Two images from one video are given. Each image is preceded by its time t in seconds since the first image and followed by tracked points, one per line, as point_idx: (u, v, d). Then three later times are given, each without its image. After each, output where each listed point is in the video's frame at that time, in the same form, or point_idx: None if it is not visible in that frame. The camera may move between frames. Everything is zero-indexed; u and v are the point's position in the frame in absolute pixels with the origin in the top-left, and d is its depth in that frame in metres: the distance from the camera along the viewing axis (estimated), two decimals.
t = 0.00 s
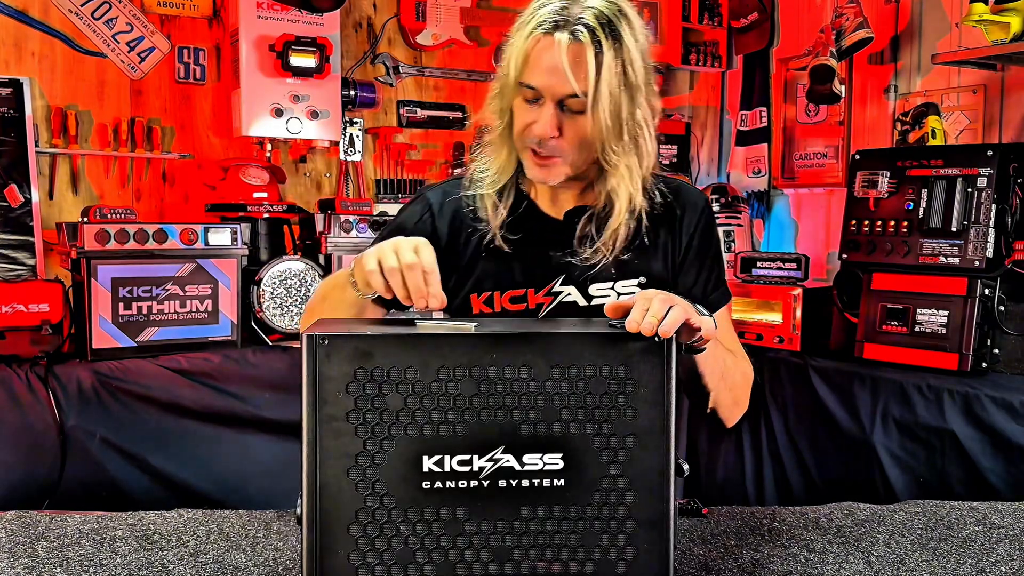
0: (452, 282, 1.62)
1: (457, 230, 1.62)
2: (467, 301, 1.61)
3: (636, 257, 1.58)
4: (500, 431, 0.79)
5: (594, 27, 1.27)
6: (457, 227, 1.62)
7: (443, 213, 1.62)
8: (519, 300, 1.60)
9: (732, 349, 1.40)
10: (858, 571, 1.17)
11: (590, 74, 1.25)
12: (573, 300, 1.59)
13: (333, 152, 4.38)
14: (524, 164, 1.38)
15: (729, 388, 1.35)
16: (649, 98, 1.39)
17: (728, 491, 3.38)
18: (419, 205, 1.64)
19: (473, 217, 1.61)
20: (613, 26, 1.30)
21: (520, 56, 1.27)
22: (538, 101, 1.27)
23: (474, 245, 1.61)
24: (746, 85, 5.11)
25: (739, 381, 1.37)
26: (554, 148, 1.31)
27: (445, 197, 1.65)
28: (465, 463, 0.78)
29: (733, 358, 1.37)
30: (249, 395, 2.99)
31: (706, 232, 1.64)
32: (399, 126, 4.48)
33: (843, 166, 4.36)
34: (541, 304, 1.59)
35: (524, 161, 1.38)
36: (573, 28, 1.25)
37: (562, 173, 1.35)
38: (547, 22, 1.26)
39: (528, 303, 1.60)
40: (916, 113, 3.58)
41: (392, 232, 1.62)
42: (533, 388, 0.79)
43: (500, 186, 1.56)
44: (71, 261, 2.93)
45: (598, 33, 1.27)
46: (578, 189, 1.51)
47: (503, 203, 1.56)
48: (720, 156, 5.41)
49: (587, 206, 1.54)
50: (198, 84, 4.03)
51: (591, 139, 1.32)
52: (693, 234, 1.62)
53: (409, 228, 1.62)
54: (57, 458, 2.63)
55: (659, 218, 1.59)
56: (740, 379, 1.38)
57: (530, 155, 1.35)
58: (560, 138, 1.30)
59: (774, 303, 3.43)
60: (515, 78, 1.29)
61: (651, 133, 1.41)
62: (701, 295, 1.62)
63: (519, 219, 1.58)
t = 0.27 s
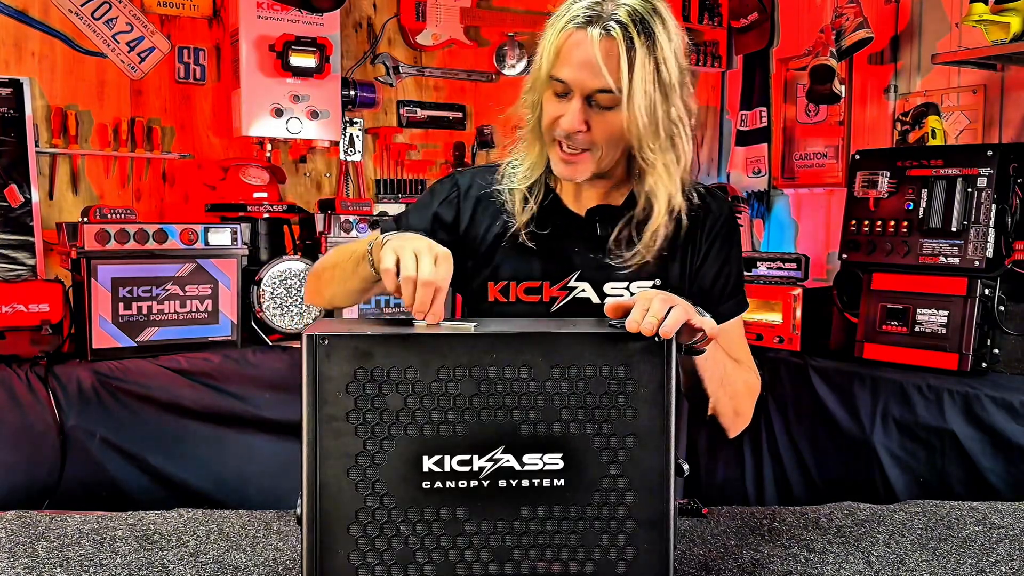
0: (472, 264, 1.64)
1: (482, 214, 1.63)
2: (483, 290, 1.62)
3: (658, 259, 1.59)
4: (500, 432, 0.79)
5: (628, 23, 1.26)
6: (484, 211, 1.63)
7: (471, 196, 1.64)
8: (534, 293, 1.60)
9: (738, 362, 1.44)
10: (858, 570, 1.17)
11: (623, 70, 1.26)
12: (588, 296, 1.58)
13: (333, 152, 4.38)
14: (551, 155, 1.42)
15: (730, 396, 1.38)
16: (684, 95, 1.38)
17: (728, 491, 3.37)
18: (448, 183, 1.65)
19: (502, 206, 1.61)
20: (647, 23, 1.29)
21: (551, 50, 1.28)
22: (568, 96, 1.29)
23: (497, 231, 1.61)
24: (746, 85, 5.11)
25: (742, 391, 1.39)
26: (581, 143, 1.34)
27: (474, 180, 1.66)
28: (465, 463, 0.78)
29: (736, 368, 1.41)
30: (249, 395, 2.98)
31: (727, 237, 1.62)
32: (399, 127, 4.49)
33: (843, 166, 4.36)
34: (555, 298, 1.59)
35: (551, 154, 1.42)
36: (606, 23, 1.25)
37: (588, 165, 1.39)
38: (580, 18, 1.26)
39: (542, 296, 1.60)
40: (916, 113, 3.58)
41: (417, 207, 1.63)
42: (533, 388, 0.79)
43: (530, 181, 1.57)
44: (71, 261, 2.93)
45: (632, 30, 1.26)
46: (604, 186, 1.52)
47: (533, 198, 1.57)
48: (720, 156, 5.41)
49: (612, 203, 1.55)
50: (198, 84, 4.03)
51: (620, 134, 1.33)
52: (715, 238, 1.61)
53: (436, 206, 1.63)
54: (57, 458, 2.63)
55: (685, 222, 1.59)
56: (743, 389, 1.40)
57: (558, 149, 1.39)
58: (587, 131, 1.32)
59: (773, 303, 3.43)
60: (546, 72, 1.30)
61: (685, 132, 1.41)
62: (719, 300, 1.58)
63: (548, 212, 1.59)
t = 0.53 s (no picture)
0: (467, 265, 1.61)
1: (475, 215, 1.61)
2: (480, 292, 1.60)
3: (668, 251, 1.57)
4: (500, 431, 0.79)
5: None
6: (476, 212, 1.62)
7: (462, 199, 1.63)
8: (532, 294, 1.58)
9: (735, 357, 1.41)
10: (858, 571, 1.17)
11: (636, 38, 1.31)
12: (587, 295, 1.56)
13: (333, 152, 4.38)
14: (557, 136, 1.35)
15: (733, 392, 1.35)
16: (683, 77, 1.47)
17: (728, 491, 3.37)
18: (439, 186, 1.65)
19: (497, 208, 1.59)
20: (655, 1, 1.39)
21: (561, 23, 1.32)
22: (580, 64, 1.30)
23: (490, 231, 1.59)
24: (746, 85, 5.11)
25: (743, 385, 1.37)
26: (594, 113, 1.29)
27: (466, 181, 1.65)
28: (465, 462, 0.78)
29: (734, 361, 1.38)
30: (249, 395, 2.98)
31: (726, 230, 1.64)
32: (399, 126, 4.49)
33: (843, 166, 4.36)
34: (554, 299, 1.57)
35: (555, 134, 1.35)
36: None
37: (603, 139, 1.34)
38: None
39: (540, 297, 1.58)
40: (915, 113, 3.58)
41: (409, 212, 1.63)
42: (533, 388, 0.79)
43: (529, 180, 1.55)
44: (71, 261, 2.93)
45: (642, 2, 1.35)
46: (603, 182, 1.49)
47: (531, 203, 1.55)
48: (720, 156, 5.41)
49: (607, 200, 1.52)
50: (198, 84, 4.03)
51: (631, 105, 1.34)
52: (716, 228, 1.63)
53: (426, 208, 1.63)
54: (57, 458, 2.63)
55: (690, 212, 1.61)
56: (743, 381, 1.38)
57: (564, 125, 1.32)
58: (602, 100, 1.29)
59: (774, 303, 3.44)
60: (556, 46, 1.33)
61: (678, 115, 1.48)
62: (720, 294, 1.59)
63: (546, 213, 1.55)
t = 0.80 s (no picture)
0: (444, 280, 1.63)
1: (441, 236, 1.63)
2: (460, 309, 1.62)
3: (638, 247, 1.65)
4: (500, 431, 0.79)
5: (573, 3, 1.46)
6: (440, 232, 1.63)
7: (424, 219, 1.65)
8: (512, 305, 1.61)
9: (724, 333, 1.37)
10: (858, 571, 1.17)
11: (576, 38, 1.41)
12: (568, 297, 1.60)
13: (333, 152, 4.39)
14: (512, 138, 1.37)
15: (728, 372, 1.33)
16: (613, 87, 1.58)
17: (728, 491, 3.37)
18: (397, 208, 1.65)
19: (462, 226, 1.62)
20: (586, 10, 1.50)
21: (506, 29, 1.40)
22: (528, 65, 1.38)
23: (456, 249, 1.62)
24: (746, 85, 5.11)
25: (733, 361, 1.35)
26: (551, 107, 1.33)
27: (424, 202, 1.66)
28: (465, 463, 0.78)
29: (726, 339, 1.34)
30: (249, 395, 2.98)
31: (687, 221, 1.75)
32: (399, 127, 4.48)
33: (843, 166, 4.35)
34: (534, 306, 1.60)
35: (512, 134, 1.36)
36: None
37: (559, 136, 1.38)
38: None
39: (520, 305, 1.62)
40: (915, 113, 3.58)
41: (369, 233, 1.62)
42: (533, 388, 0.79)
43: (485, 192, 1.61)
44: (71, 261, 2.93)
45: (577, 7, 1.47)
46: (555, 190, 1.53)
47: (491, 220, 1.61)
48: (720, 156, 5.41)
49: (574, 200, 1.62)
50: (198, 84, 4.03)
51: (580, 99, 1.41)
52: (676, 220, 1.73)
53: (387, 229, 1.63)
54: (57, 458, 2.63)
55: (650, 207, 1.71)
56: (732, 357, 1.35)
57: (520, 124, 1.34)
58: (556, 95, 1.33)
59: (774, 303, 3.44)
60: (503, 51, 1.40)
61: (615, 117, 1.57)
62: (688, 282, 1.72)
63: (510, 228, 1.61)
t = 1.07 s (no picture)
0: (439, 291, 1.52)
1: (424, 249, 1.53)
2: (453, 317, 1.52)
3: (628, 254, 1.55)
4: (500, 431, 0.79)
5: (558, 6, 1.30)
6: (422, 244, 1.53)
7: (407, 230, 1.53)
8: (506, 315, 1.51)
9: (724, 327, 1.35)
10: (858, 570, 1.17)
11: (562, 45, 1.25)
12: (563, 306, 1.51)
13: (333, 152, 4.39)
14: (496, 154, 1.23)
15: (727, 368, 1.31)
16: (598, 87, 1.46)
17: (728, 491, 3.37)
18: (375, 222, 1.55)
19: (444, 239, 1.52)
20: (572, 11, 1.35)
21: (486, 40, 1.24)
22: (511, 78, 1.21)
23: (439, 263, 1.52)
24: (747, 85, 5.11)
25: (733, 357, 1.33)
26: (538, 122, 1.18)
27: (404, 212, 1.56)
28: (465, 463, 0.78)
29: (727, 335, 1.32)
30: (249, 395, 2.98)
31: (681, 219, 1.63)
32: (400, 127, 4.46)
33: (843, 166, 4.35)
34: (529, 316, 1.50)
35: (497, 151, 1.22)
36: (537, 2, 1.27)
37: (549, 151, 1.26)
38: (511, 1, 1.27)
39: (515, 315, 1.51)
40: (915, 113, 3.58)
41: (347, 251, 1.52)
42: (532, 388, 0.79)
43: (467, 205, 1.48)
44: (71, 261, 2.93)
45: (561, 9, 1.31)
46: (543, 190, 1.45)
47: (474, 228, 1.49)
48: (720, 156, 5.41)
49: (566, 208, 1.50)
50: (198, 84, 4.03)
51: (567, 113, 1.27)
52: (669, 219, 1.61)
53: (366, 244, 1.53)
54: (57, 458, 2.63)
55: (637, 210, 1.58)
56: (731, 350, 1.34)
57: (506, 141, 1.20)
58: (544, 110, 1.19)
59: (774, 303, 3.44)
60: (484, 63, 1.24)
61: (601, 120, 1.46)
62: (686, 283, 1.61)
63: (498, 236, 1.50)
